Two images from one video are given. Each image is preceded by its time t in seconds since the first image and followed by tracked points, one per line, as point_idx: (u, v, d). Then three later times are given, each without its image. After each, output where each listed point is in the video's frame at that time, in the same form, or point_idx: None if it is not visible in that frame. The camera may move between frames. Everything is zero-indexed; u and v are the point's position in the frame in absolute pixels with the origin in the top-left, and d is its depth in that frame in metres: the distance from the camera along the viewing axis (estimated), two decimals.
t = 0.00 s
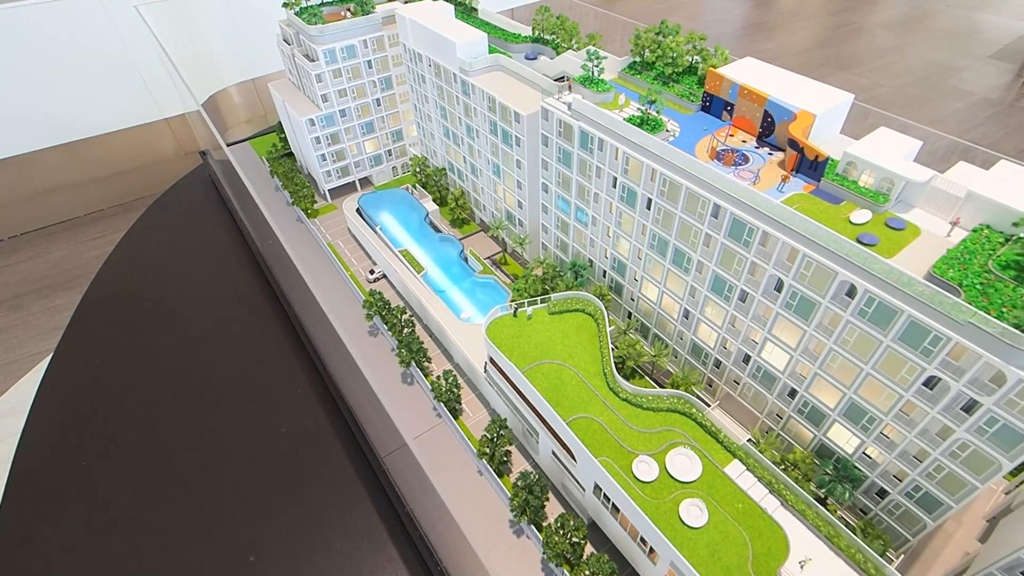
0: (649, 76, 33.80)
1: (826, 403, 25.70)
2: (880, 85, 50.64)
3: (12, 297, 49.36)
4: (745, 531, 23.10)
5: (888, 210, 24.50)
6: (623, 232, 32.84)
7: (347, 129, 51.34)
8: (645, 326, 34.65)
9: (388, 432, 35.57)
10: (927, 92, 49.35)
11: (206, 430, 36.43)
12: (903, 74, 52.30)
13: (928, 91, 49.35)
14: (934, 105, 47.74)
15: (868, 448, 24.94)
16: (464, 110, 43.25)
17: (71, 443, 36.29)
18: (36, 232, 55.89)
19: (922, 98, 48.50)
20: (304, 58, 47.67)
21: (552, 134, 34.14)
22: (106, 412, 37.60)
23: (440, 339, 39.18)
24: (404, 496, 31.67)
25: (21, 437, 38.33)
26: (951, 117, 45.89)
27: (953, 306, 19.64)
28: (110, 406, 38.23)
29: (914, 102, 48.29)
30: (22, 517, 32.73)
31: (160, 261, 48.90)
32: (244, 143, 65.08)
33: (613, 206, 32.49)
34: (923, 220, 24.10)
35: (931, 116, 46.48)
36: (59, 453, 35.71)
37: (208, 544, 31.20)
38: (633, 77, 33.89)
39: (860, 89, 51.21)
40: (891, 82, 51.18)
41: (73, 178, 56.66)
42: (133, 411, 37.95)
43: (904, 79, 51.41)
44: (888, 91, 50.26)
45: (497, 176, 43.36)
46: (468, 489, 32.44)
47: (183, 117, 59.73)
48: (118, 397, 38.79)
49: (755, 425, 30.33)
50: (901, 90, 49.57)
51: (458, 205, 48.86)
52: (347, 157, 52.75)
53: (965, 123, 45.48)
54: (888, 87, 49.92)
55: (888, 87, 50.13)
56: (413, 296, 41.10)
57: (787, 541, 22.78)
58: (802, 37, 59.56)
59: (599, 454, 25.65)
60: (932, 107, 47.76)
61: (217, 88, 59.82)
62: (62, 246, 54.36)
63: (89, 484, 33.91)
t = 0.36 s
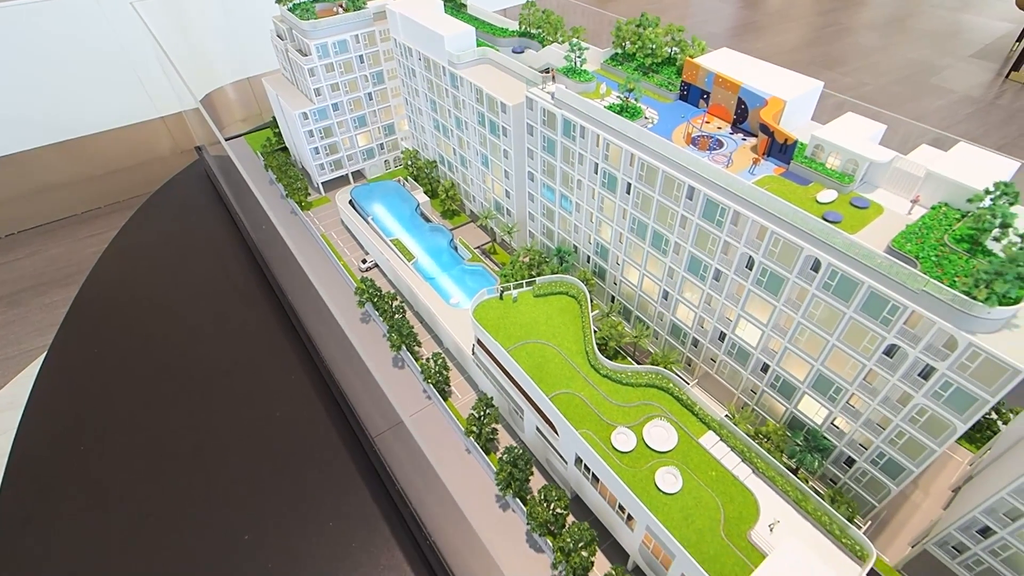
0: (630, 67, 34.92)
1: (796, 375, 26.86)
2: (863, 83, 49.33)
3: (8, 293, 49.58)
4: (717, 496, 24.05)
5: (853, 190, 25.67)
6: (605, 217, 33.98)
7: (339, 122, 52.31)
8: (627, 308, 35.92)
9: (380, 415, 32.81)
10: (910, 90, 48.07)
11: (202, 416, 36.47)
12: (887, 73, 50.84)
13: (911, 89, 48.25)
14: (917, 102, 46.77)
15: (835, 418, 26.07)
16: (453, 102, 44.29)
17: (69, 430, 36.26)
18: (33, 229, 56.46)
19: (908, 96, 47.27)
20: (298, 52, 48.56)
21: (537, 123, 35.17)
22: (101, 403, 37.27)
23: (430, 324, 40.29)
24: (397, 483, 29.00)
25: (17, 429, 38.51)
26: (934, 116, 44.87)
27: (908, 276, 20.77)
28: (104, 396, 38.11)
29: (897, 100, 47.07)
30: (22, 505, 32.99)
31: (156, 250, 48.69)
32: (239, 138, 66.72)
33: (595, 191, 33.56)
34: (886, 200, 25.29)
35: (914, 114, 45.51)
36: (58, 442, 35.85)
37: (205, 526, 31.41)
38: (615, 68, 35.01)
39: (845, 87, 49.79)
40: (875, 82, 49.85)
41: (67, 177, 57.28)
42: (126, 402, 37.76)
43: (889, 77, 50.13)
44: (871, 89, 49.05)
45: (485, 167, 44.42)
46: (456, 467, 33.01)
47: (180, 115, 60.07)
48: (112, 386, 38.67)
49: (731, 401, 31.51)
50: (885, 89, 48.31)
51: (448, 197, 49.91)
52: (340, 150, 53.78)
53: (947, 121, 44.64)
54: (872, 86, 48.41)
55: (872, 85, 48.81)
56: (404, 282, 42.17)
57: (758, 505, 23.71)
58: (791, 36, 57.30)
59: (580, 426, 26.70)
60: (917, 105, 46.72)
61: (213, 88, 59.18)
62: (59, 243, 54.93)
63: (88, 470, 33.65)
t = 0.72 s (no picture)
0: (613, 59, 36.23)
1: (768, 350, 28.19)
2: (858, 81, 49.36)
3: (7, 290, 50.07)
4: (692, 462, 25.41)
5: (820, 172, 27.02)
6: (589, 204, 35.25)
7: (334, 117, 53.50)
8: (612, 292, 37.23)
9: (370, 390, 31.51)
10: (902, 87, 47.87)
11: (198, 400, 36.96)
12: (883, 70, 50.71)
13: (905, 86, 47.99)
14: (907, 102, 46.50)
15: (805, 390, 27.38)
16: (444, 95, 45.50)
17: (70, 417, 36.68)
18: (30, 228, 56.75)
19: (900, 93, 47.17)
20: (293, 48, 49.72)
21: (524, 113, 36.44)
22: (100, 393, 37.59)
23: (422, 310, 41.54)
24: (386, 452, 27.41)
25: (17, 421, 38.90)
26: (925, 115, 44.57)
27: (865, 249, 22.14)
28: (101, 387, 38.15)
29: (891, 98, 46.98)
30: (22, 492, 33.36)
31: (155, 244, 49.17)
32: (237, 134, 67.00)
33: (579, 178, 34.83)
34: (851, 181, 26.63)
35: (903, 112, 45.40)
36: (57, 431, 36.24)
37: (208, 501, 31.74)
38: (598, 61, 36.30)
39: (838, 85, 49.79)
40: (870, 78, 50.02)
41: (65, 176, 57.98)
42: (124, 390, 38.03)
43: (884, 74, 49.95)
44: (865, 87, 49.01)
45: (476, 158, 45.67)
46: (447, 444, 34.16)
47: (177, 112, 61.17)
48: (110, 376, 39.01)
49: (710, 378, 32.83)
50: (881, 86, 48.37)
51: (440, 188, 51.17)
52: (334, 144, 54.97)
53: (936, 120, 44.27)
54: (866, 83, 48.87)
55: (867, 83, 48.89)
56: (397, 270, 43.39)
57: (729, 469, 25.10)
58: (786, 35, 57.84)
59: (563, 400, 28.01)
60: (908, 103, 46.51)
61: (211, 87, 61.11)
62: (57, 241, 55.24)
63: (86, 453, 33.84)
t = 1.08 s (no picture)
0: (597, 52, 37.70)
1: (740, 326, 29.71)
2: (851, 76, 49.64)
3: (10, 286, 50.87)
4: (667, 429, 26.94)
5: (789, 157, 28.55)
6: (575, 191, 36.74)
7: (330, 111, 54.93)
8: (597, 277, 38.77)
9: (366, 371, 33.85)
10: (895, 83, 48.39)
11: (198, 384, 37.92)
12: (874, 66, 51.13)
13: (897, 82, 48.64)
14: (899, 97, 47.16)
15: (776, 363, 28.87)
16: (436, 89, 46.89)
17: (72, 404, 37.39)
18: (33, 224, 58.39)
19: (893, 88, 47.85)
20: (289, 44, 51.11)
21: (511, 104, 37.94)
22: (102, 382, 38.52)
23: (416, 297, 43.05)
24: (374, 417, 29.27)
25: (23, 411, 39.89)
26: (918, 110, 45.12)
27: (825, 225, 23.71)
28: (102, 376, 38.98)
29: (881, 93, 47.91)
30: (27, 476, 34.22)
31: (151, 234, 49.31)
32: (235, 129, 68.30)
33: (564, 167, 36.35)
34: (819, 165, 28.14)
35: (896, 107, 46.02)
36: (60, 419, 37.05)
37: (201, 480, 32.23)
38: (583, 54, 37.81)
39: (831, 81, 50.34)
40: (863, 74, 50.52)
41: (66, 173, 59.52)
42: (124, 377, 38.81)
43: (875, 71, 50.42)
44: (858, 82, 49.43)
45: (467, 150, 47.13)
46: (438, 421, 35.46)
47: (175, 110, 62.31)
48: (111, 365, 39.74)
49: (689, 356, 34.30)
50: (871, 83, 48.82)
51: (433, 181, 52.61)
52: (330, 138, 56.42)
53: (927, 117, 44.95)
54: (860, 79, 49.25)
55: (859, 79, 49.35)
56: (391, 259, 44.86)
57: (702, 435, 26.58)
58: (782, 30, 57.99)
59: (547, 375, 29.49)
60: (900, 98, 47.06)
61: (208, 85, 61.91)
62: (58, 237, 56.66)
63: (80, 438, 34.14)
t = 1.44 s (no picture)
0: (581, 46, 39.15)
1: (715, 304, 31.29)
2: (844, 73, 49.76)
3: (11, 281, 50.32)
4: (643, 400, 28.44)
5: (759, 143, 30.05)
6: (560, 179, 38.20)
7: (326, 106, 56.39)
8: (581, 262, 40.41)
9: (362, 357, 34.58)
10: (888, 80, 48.30)
11: (199, 372, 38.42)
12: (868, 62, 51.06)
13: (890, 78, 48.72)
14: (890, 93, 47.21)
15: (748, 338, 30.42)
16: (429, 83, 48.31)
17: (75, 395, 37.71)
18: (32, 221, 57.79)
19: (886, 84, 47.86)
20: (286, 40, 52.45)
21: (499, 96, 39.41)
22: (104, 372, 38.95)
23: (409, 284, 44.58)
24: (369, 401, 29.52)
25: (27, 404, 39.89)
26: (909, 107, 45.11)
27: (787, 204, 25.31)
28: (105, 368, 39.13)
29: (875, 90, 47.86)
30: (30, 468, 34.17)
31: (151, 228, 50.38)
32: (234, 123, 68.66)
33: (550, 156, 37.82)
34: (787, 149, 29.67)
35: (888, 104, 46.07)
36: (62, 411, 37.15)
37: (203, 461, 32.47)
38: (568, 48, 39.27)
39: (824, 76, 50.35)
40: (857, 70, 50.42)
41: (66, 171, 60.18)
42: (126, 368, 39.11)
43: (869, 66, 50.43)
44: (851, 79, 49.34)
45: (458, 142, 48.61)
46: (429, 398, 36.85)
47: (173, 107, 63.49)
48: (114, 356, 39.91)
49: (669, 336, 35.89)
50: (865, 79, 48.70)
51: (427, 173, 54.20)
52: (326, 132, 57.93)
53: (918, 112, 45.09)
54: (853, 75, 49.24)
55: (852, 75, 49.24)
56: (385, 247, 46.34)
57: (676, 405, 28.09)
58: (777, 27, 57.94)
59: (531, 351, 30.96)
60: (893, 95, 46.93)
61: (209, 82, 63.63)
62: (58, 234, 56.18)
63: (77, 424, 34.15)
